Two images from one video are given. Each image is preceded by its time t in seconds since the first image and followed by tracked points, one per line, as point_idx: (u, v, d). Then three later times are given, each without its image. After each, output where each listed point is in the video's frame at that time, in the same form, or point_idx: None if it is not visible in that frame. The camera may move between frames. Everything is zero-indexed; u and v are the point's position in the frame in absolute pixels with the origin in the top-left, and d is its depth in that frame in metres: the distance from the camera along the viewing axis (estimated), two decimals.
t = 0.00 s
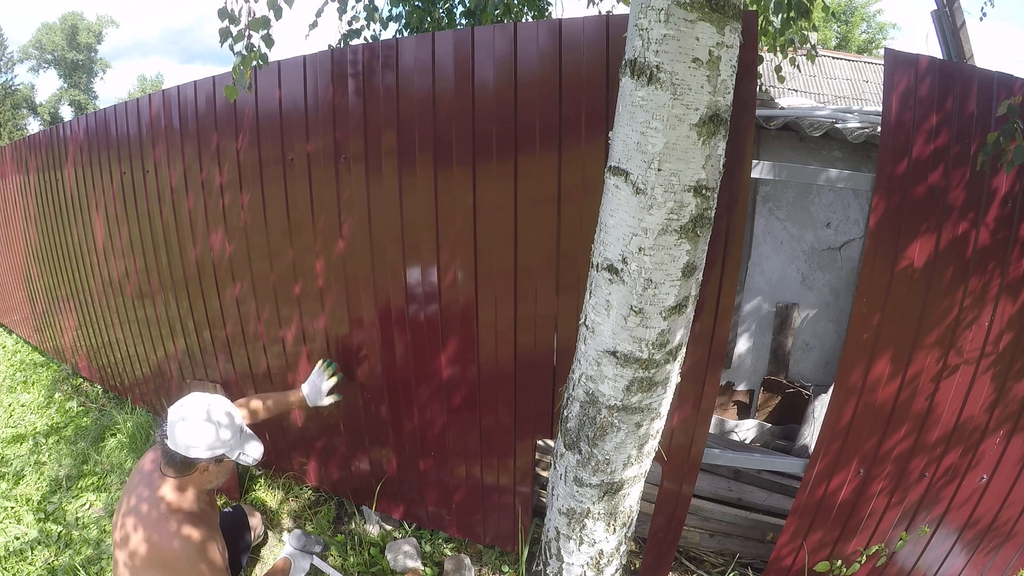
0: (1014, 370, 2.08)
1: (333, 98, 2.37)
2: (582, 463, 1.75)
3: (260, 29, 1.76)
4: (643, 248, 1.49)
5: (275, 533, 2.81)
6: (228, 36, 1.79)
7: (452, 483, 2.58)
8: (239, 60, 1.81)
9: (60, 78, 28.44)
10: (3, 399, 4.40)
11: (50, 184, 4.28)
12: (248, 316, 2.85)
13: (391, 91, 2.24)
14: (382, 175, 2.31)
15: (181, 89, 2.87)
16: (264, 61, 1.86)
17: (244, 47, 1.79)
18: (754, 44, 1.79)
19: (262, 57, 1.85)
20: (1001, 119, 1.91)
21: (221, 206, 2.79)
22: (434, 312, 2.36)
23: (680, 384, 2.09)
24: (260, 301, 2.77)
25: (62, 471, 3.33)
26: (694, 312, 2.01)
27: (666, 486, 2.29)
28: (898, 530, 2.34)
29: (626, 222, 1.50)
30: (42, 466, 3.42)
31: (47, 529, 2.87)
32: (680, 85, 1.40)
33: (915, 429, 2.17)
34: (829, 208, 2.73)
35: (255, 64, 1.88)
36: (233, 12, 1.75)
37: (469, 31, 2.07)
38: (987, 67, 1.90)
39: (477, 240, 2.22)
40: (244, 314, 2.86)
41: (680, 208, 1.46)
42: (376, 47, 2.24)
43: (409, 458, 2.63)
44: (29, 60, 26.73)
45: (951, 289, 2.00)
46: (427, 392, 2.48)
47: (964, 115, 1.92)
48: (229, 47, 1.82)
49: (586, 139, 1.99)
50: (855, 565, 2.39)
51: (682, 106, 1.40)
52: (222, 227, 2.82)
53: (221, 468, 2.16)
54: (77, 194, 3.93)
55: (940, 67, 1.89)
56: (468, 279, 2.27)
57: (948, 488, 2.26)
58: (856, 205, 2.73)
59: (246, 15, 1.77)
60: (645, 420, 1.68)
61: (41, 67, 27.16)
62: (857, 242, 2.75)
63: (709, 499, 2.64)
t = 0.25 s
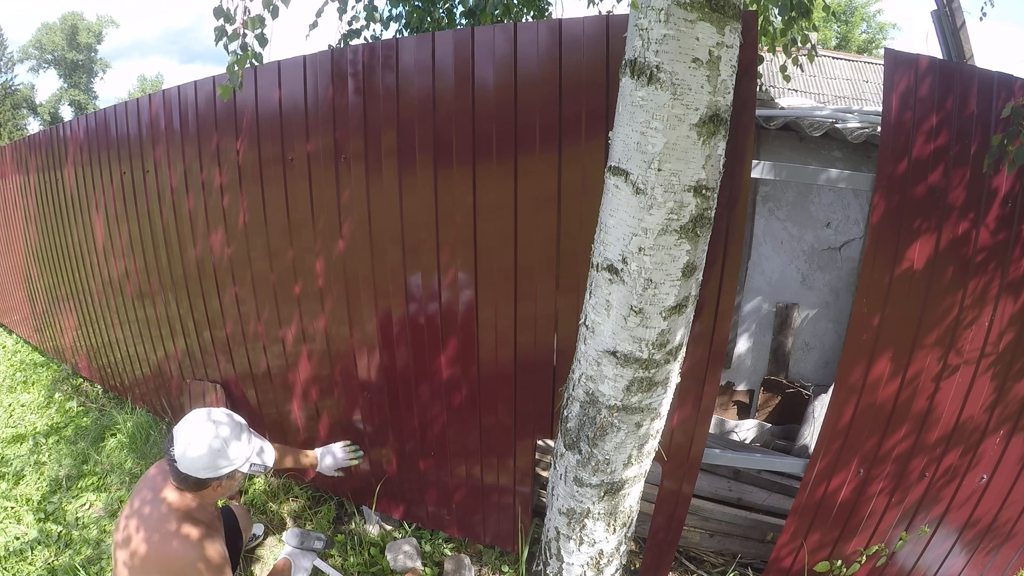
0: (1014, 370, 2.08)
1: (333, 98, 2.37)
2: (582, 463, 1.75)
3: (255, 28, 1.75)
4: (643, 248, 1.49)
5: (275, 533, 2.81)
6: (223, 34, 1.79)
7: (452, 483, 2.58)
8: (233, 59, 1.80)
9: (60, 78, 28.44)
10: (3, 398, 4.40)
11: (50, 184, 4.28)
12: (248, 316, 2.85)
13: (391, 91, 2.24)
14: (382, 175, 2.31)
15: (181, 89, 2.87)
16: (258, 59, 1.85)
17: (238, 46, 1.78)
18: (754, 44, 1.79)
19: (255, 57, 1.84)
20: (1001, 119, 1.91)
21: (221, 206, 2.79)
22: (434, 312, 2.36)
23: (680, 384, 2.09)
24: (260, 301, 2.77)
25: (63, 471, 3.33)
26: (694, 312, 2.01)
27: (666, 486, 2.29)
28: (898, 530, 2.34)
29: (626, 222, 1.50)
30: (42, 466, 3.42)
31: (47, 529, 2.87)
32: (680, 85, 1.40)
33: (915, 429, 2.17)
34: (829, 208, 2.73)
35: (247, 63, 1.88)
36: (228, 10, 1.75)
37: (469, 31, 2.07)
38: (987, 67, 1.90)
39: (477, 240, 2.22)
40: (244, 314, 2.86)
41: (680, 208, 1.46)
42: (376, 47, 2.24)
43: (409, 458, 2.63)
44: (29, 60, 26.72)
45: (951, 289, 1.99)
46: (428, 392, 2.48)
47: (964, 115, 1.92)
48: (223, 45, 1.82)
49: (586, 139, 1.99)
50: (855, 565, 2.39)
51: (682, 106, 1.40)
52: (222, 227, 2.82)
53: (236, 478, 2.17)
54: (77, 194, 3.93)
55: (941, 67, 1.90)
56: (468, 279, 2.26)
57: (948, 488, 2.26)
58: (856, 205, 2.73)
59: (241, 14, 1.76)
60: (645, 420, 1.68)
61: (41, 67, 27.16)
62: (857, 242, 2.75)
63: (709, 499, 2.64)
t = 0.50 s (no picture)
0: (1014, 371, 2.08)
1: (333, 98, 2.37)
2: (582, 463, 1.75)
3: (255, 29, 1.76)
4: (643, 248, 1.49)
5: (275, 533, 2.81)
6: (221, 34, 1.79)
7: (452, 483, 2.58)
8: (231, 59, 1.81)
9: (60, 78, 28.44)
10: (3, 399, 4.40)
11: (50, 184, 4.27)
12: (248, 316, 2.85)
13: (391, 91, 2.24)
14: (382, 175, 2.31)
15: (181, 89, 2.87)
16: (257, 60, 1.85)
17: (236, 46, 1.79)
18: (754, 44, 1.79)
19: (254, 57, 1.85)
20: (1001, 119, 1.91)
21: (221, 206, 2.79)
22: (434, 312, 2.36)
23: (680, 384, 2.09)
24: (260, 301, 2.77)
25: (63, 471, 3.33)
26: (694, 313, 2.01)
27: (666, 486, 2.29)
28: (898, 530, 2.34)
29: (626, 222, 1.50)
30: (42, 466, 3.42)
31: (47, 529, 2.87)
32: (680, 85, 1.40)
33: (915, 429, 2.17)
34: (830, 208, 2.73)
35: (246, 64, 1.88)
36: (227, 10, 1.75)
37: (469, 30, 2.07)
38: (987, 68, 1.90)
39: (478, 240, 2.22)
40: (244, 314, 2.86)
41: (680, 208, 1.46)
42: (376, 47, 2.24)
43: (409, 458, 2.63)
44: (29, 60, 26.71)
45: (951, 289, 1.99)
46: (428, 392, 2.48)
47: (964, 115, 1.92)
48: (222, 44, 1.82)
49: (586, 139, 1.99)
50: (855, 565, 2.39)
51: (682, 106, 1.40)
52: (221, 227, 2.82)
53: (235, 467, 2.18)
54: (77, 194, 3.93)
55: (941, 67, 1.90)
56: (468, 279, 2.26)
57: (949, 488, 2.26)
58: (856, 205, 2.73)
59: (240, 14, 1.77)
60: (645, 419, 1.68)
61: (41, 67, 27.15)
62: (857, 242, 2.75)
63: (709, 499, 2.64)
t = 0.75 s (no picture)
0: (1014, 371, 2.08)
1: (333, 98, 2.37)
2: (582, 462, 1.75)
3: (257, 29, 1.76)
4: (643, 248, 1.49)
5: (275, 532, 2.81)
6: (223, 34, 1.79)
7: (452, 483, 2.58)
8: (234, 59, 1.81)
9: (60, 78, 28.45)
10: (3, 399, 4.40)
11: (50, 185, 4.28)
12: (248, 316, 2.85)
13: (391, 91, 2.24)
14: (383, 175, 2.31)
15: (181, 89, 2.87)
16: (260, 60, 1.85)
17: (239, 46, 1.79)
18: (754, 44, 1.79)
19: (257, 57, 1.85)
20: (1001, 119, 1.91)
21: (221, 206, 2.79)
22: (434, 312, 2.36)
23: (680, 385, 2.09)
24: (260, 301, 2.77)
25: (63, 472, 3.33)
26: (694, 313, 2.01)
27: (666, 486, 2.29)
28: (898, 530, 2.34)
29: (626, 222, 1.50)
30: (42, 466, 3.42)
31: (47, 529, 2.87)
32: (680, 85, 1.40)
33: (915, 429, 2.17)
34: (829, 208, 2.73)
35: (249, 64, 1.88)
36: (229, 10, 1.75)
37: (469, 30, 2.07)
38: (987, 67, 1.90)
39: (478, 239, 2.22)
40: (244, 314, 2.86)
41: (680, 208, 1.46)
42: (377, 47, 2.24)
43: (409, 457, 2.63)
44: (30, 60, 26.72)
45: (951, 289, 1.99)
46: (428, 392, 2.48)
47: (964, 115, 1.92)
48: (225, 44, 1.82)
49: (586, 139, 1.99)
50: (855, 565, 2.39)
51: (682, 106, 1.40)
52: (222, 227, 2.82)
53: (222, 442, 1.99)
54: (77, 194, 3.93)
55: (940, 67, 1.90)
56: (468, 279, 2.26)
57: (949, 488, 2.26)
58: (856, 205, 2.73)
59: (243, 14, 1.76)
60: (645, 420, 1.68)
61: (41, 67, 27.15)
62: (857, 242, 2.75)
63: (709, 499, 2.64)
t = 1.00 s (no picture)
0: (1014, 370, 2.08)
1: (333, 98, 2.37)
2: (582, 462, 1.75)
3: (258, 29, 1.76)
4: (643, 248, 1.49)
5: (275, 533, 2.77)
6: (225, 34, 1.79)
7: (452, 483, 2.58)
8: (235, 60, 1.81)
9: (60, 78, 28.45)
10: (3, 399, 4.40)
11: (50, 185, 4.28)
12: (248, 315, 2.85)
13: (391, 90, 2.24)
14: (382, 174, 2.31)
15: (181, 88, 2.87)
16: (262, 60, 1.86)
17: (241, 46, 1.79)
18: (754, 44, 1.79)
19: (258, 57, 1.85)
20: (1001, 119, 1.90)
21: (221, 206, 2.79)
22: (434, 311, 2.36)
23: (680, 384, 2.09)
24: (260, 301, 2.77)
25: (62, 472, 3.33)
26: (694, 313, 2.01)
27: (666, 486, 2.29)
28: (898, 530, 2.34)
29: (626, 222, 1.50)
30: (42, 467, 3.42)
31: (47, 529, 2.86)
32: (680, 85, 1.40)
33: (915, 429, 2.17)
34: (829, 208, 2.73)
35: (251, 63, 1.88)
36: (231, 10, 1.75)
37: (469, 29, 2.07)
38: (987, 67, 1.90)
39: (478, 238, 2.21)
40: (244, 314, 2.86)
41: (680, 208, 1.46)
42: (376, 47, 2.25)
43: (409, 457, 2.63)
44: (30, 60, 26.71)
45: (951, 289, 1.99)
46: (428, 391, 2.48)
47: (964, 115, 1.92)
48: (226, 45, 1.82)
49: (586, 139, 1.99)
50: (855, 565, 2.39)
51: (682, 106, 1.40)
52: (221, 227, 2.82)
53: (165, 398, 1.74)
54: (77, 194, 3.93)
55: (940, 67, 1.90)
56: (468, 278, 2.26)
57: (948, 488, 2.26)
58: (856, 205, 2.73)
59: (244, 14, 1.77)
60: (645, 420, 1.68)
61: (41, 67, 27.14)
62: (857, 242, 2.75)
63: (709, 499, 2.65)
